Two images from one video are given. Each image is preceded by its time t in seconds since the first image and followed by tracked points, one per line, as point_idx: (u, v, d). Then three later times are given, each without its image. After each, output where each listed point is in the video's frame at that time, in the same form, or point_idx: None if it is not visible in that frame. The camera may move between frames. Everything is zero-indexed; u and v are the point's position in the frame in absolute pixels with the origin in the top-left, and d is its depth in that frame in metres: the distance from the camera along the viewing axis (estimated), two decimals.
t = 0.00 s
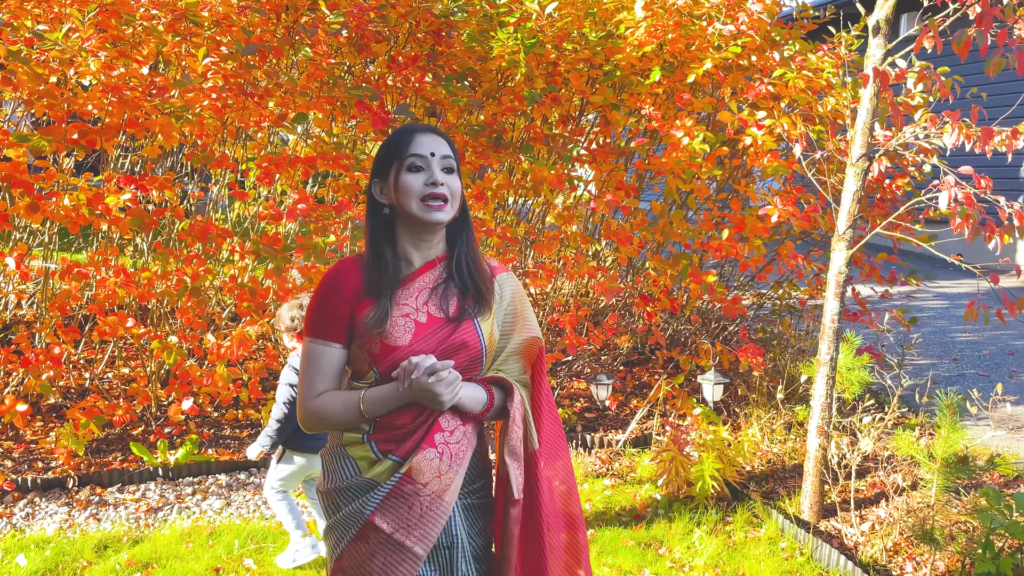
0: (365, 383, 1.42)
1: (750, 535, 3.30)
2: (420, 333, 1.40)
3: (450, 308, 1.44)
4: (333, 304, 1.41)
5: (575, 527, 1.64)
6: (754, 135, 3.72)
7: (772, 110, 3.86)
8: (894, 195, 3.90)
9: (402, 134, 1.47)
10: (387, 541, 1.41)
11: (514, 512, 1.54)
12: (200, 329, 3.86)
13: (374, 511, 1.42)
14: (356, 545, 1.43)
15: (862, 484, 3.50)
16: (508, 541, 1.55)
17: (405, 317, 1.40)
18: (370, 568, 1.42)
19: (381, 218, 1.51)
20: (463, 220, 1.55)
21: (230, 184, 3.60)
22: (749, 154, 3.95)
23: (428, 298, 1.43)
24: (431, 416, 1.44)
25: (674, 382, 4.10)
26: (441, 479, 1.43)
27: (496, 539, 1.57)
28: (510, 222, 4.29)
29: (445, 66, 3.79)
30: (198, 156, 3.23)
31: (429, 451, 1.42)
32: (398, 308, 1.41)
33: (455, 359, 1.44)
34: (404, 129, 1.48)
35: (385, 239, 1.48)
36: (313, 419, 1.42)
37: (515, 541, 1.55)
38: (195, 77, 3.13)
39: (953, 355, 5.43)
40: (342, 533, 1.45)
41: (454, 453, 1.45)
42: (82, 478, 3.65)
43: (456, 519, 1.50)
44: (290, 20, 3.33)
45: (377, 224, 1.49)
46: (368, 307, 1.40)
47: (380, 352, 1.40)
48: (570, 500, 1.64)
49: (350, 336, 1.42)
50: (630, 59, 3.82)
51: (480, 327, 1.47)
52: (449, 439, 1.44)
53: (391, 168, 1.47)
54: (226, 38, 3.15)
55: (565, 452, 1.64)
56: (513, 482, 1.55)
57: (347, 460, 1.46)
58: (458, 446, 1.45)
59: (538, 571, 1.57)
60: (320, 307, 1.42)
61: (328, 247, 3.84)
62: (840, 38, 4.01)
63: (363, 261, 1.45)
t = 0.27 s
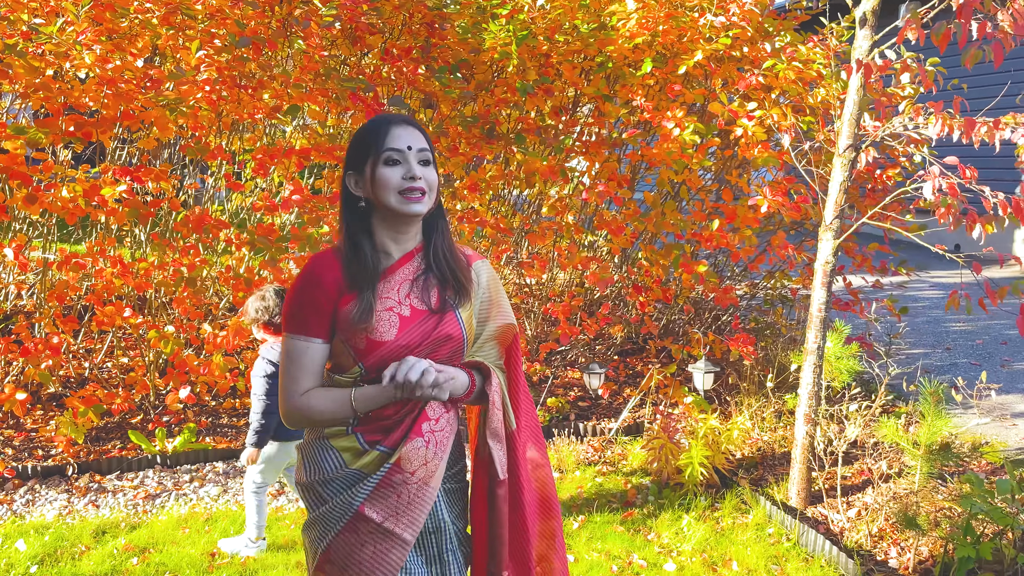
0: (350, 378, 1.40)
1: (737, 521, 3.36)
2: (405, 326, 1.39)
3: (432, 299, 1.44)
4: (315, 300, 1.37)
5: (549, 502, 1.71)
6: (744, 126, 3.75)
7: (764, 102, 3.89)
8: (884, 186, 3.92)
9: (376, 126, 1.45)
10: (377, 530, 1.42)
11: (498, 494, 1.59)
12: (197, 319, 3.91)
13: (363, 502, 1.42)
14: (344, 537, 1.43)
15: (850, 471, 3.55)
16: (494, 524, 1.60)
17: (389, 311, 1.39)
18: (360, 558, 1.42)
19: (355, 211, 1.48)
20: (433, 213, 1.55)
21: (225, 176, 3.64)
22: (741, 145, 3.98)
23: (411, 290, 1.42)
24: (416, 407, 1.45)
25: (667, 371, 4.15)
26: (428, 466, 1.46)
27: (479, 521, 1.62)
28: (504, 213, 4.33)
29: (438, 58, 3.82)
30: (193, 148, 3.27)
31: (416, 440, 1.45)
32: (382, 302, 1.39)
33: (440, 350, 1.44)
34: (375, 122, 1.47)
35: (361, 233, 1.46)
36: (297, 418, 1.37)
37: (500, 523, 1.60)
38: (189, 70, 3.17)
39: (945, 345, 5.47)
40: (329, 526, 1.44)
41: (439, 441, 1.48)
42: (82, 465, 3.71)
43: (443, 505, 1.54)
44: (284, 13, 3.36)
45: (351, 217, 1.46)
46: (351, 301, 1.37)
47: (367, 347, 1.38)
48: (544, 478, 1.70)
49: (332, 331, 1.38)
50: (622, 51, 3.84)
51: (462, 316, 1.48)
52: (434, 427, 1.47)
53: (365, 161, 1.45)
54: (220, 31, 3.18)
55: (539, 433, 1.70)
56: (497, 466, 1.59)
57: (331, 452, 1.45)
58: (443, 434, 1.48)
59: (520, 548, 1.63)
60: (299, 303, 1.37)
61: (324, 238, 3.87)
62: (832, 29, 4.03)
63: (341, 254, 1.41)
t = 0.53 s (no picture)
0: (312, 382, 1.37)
1: (720, 510, 3.39)
2: (371, 328, 1.37)
3: (397, 299, 1.42)
4: (277, 303, 1.33)
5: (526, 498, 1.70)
6: (730, 118, 3.76)
7: (750, 94, 3.90)
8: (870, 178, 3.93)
9: (347, 118, 1.40)
10: (337, 537, 1.43)
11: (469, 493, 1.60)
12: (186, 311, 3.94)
13: (322, 510, 1.43)
14: (303, 544, 1.43)
15: (833, 461, 3.58)
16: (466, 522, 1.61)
17: (354, 313, 1.37)
18: (319, 564, 1.43)
19: (321, 203, 1.43)
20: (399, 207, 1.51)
21: (213, 169, 3.66)
22: (727, 137, 3.99)
23: (376, 290, 1.40)
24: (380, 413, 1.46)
25: (654, 362, 4.17)
26: (390, 472, 1.47)
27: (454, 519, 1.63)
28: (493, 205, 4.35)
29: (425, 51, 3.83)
30: (179, 141, 3.29)
31: (379, 446, 1.46)
32: (345, 303, 1.36)
33: (405, 351, 1.43)
34: (345, 112, 1.41)
35: (326, 229, 1.42)
36: (257, 426, 1.34)
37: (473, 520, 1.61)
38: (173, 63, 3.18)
39: (935, 336, 5.49)
40: (288, 533, 1.43)
41: (403, 447, 1.49)
42: (73, 456, 3.74)
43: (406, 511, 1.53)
44: (268, 6, 3.37)
45: (316, 211, 1.42)
46: (313, 304, 1.34)
47: (330, 351, 1.35)
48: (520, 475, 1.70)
49: (294, 334, 1.35)
50: (608, 43, 3.84)
51: (428, 314, 1.47)
52: (399, 433, 1.49)
53: (334, 154, 1.40)
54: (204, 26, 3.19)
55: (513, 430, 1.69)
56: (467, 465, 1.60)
57: (292, 458, 1.44)
58: (407, 440, 1.50)
59: (497, 545, 1.64)
60: (258, 305, 1.33)
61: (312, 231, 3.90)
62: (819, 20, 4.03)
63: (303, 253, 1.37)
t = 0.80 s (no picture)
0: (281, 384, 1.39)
1: (707, 504, 3.41)
2: (340, 327, 1.40)
3: (364, 296, 1.45)
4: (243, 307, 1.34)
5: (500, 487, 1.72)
6: (718, 113, 3.77)
7: (738, 89, 3.91)
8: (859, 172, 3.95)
9: (312, 116, 1.38)
10: (315, 543, 1.44)
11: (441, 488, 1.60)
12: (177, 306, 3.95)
13: (300, 517, 1.44)
14: (280, 551, 1.44)
15: (820, 455, 3.60)
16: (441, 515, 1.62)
17: (322, 312, 1.39)
18: (297, 570, 1.44)
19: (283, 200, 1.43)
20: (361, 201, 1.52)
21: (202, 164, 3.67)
22: (716, 132, 4.00)
23: (342, 288, 1.42)
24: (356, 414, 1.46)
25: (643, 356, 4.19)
26: (368, 473, 1.48)
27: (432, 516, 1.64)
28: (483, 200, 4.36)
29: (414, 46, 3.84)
30: (167, 137, 3.30)
31: (356, 447, 1.47)
32: (311, 303, 1.38)
33: (376, 347, 1.45)
34: (309, 110, 1.39)
35: (289, 226, 1.42)
36: (225, 434, 1.35)
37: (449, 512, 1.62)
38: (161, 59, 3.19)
39: (926, 329, 5.51)
40: (264, 542, 1.44)
41: (379, 447, 1.50)
42: (64, 450, 3.77)
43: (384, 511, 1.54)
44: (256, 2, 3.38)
45: (281, 209, 1.42)
46: (279, 305, 1.35)
47: (298, 353, 1.37)
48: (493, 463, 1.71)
49: (259, 336, 1.36)
50: (597, 38, 3.85)
51: (397, 309, 1.50)
52: (375, 433, 1.50)
53: (299, 152, 1.38)
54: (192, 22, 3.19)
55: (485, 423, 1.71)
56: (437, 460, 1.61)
57: (267, 466, 1.43)
58: (383, 440, 1.51)
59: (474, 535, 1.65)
60: (223, 309, 1.34)
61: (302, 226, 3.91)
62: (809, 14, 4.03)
63: (266, 254, 1.38)
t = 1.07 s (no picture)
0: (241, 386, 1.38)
1: (689, 496, 3.42)
2: (300, 325, 1.40)
3: (322, 293, 1.46)
4: (199, 310, 1.32)
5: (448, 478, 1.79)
6: (702, 107, 3.77)
7: (723, 82, 3.91)
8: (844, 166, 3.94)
9: (260, 115, 1.38)
10: (281, 544, 1.43)
11: (412, 486, 1.62)
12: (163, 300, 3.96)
13: (264, 517, 1.42)
14: (243, 555, 1.42)
15: (803, 448, 3.62)
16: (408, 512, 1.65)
17: (281, 311, 1.39)
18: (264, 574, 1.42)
19: (234, 200, 1.42)
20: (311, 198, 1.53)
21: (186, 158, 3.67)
22: (701, 126, 3.99)
23: (300, 286, 1.43)
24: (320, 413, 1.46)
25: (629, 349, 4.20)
26: (332, 472, 1.49)
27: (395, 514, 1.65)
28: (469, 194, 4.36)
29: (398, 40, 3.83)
30: (149, 131, 3.30)
31: (321, 445, 1.47)
32: (270, 302, 1.38)
33: (338, 343, 1.46)
34: (257, 107, 1.38)
35: (242, 226, 1.41)
36: (185, 441, 1.34)
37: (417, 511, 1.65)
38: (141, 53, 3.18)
39: (915, 323, 5.52)
40: (227, 546, 1.41)
41: (344, 445, 1.51)
42: (50, 444, 3.78)
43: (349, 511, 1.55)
44: None
45: (233, 209, 1.41)
46: (237, 306, 1.35)
47: (261, 353, 1.37)
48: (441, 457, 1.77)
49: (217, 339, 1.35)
50: (582, 32, 3.84)
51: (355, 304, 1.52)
52: (340, 431, 1.50)
53: (248, 150, 1.38)
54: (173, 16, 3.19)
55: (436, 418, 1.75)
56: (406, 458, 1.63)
57: (227, 468, 1.40)
58: (348, 438, 1.52)
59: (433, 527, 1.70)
60: (177, 312, 1.32)
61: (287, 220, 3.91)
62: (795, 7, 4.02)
63: (220, 255, 1.37)
